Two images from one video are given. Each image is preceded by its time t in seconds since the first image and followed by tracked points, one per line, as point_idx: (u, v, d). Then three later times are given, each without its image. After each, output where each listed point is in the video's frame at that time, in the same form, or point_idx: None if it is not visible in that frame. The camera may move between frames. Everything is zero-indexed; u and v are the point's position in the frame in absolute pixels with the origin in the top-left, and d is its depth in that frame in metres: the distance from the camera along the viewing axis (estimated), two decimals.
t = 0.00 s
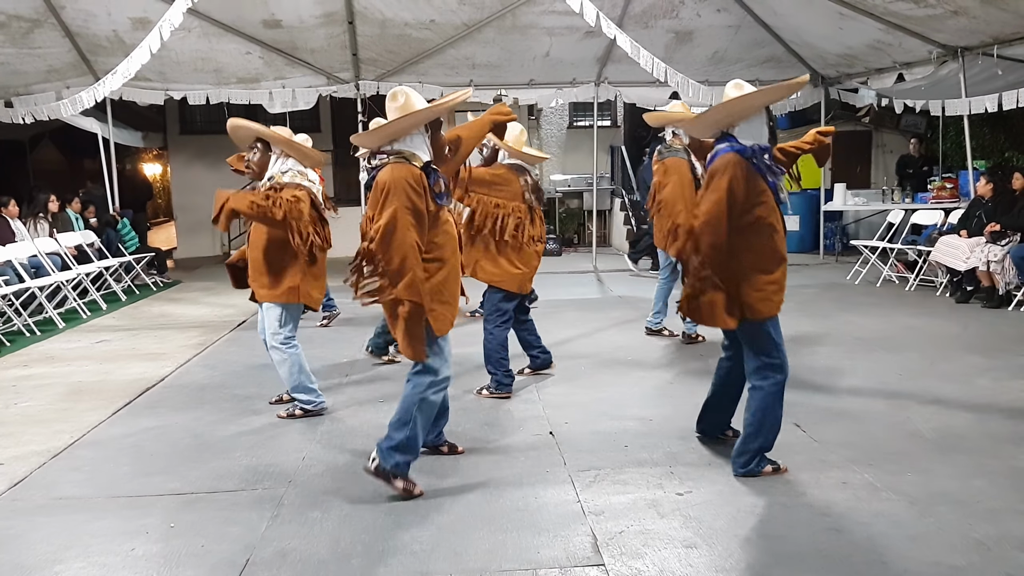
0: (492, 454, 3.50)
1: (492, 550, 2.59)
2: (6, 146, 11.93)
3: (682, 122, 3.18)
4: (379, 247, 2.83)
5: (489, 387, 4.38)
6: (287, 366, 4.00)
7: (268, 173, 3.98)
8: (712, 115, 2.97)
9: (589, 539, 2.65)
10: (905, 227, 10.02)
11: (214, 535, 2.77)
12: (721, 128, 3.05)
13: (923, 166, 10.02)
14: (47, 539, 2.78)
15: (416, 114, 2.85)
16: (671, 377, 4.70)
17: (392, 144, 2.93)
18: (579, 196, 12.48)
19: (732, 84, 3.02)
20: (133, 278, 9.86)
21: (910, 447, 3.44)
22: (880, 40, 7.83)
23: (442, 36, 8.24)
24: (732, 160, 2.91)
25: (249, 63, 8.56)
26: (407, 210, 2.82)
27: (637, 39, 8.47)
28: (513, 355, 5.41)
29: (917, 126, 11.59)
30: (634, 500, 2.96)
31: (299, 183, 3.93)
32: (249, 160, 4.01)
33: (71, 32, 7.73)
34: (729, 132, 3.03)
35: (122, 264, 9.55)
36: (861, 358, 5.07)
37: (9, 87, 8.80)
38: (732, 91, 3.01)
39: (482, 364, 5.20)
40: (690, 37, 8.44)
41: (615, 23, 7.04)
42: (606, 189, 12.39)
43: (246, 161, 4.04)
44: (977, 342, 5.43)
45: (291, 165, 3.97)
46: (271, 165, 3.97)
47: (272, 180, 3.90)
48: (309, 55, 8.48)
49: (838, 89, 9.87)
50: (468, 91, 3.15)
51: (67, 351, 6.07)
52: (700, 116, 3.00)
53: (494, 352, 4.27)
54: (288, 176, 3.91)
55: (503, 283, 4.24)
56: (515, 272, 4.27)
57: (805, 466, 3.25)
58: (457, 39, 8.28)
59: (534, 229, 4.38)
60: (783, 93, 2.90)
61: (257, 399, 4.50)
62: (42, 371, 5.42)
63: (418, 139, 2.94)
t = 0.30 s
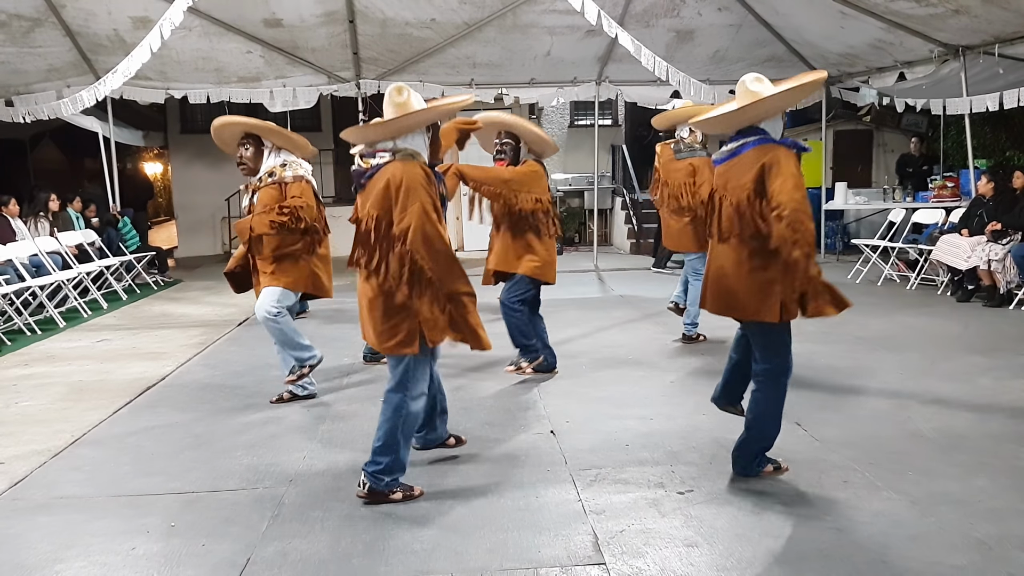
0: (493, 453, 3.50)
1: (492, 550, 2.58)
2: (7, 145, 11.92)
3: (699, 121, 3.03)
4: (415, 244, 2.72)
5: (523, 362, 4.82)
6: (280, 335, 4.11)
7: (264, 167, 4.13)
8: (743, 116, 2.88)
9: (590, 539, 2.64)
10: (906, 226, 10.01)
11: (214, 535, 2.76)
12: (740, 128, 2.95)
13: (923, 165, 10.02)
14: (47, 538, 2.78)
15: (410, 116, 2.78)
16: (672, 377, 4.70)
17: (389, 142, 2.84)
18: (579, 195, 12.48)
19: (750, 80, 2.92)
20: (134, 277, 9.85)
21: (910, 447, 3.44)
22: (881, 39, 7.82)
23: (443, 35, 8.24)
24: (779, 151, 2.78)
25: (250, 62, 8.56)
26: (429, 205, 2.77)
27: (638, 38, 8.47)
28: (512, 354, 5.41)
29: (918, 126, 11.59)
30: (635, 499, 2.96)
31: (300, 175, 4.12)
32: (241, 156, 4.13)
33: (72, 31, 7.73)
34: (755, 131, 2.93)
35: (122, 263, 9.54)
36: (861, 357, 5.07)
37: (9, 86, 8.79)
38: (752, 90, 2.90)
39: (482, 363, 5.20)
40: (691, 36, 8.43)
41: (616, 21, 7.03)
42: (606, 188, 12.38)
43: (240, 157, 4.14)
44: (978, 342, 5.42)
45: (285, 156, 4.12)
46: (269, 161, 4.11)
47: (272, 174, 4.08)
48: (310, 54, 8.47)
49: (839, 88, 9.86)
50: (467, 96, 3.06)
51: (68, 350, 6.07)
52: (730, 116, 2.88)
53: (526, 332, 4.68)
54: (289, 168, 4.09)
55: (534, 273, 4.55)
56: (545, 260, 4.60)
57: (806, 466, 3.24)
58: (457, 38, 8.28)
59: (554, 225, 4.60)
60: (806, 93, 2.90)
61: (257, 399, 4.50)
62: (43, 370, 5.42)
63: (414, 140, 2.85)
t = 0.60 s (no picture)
0: (492, 453, 3.49)
1: (492, 551, 2.57)
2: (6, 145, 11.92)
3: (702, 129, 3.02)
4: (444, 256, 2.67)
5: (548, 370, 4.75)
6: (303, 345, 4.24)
7: (268, 179, 4.12)
8: (747, 127, 2.87)
9: (590, 539, 2.64)
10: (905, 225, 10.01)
11: (214, 534, 2.77)
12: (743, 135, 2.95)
13: (921, 165, 10.00)
14: (47, 539, 2.77)
15: (406, 127, 2.69)
16: (672, 376, 4.70)
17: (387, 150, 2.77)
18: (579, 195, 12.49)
19: (749, 85, 2.88)
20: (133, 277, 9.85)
21: (910, 446, 3.44)
22: (881, 39, 7.82)
23: (443, 35, 8.24)
24: (794, 161, 2.77)
25: (250, 62, 8.55)
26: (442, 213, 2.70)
27: (638, 38, 8.48)
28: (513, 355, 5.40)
29: (917, 125, 11.59)
30: (634, 499, 2.96)
31: (303, 189, 4.07)
32: (245, 166, 4.12)
33: (71, 31, 7.73)
34: (758, 138, 2.92)
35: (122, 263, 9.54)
36: (861, 356, 5.07)
37: (9, 86, 8.79)
38: (754, 96, 2.87)
39: (482, 363, 5.19)
40: (691, 36, 8.43)
41: (615, 21, 7.04)
42: (606, 187, 12.39)
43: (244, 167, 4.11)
44: (977, 341, 5.42)
45: (289, 171, 4.12)
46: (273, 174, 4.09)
47: (275, 186, 4.05)
48: (309, 54, 8.47)
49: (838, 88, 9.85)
50: (463, 104, 2.94)
51: (67, 350, 6.07)
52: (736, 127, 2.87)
53: (555, 340, 4.67)
54: (292, 181, 4.06)
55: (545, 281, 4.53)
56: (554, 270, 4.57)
57: (806, 465, 3.24)
58: (457, 37, 8.28)
59: (565, 227, 4.59)
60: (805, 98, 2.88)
61: (257, 399, 4.50)
62: (42, 370, 5.42)
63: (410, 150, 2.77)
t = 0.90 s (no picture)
0: (492, 452, 3.49)
1: (493, 550, 2.58)
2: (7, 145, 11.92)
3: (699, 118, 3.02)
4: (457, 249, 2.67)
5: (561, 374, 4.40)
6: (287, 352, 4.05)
7: (269, 171, 4.08)
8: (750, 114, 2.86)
9: (591, 538, 2.64)
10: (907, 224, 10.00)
11: (215, 533, 2.77)
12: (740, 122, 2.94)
13: (921, 164, 10.01)
14: (48, 538, 2.78)
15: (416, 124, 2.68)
16: (673, 375, 4.70)
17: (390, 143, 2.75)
18: (579, 194, 12.49)
19: (747, 75, 2.89)
20: (134, 277, 9.86)
21: (910, 445, 3.43)
22: (881, 38, 7.82)
23: (444, 34, 8.24)
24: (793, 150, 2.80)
25: (251, 61, 8.55)
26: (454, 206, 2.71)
27: (638, 37, 8.47)
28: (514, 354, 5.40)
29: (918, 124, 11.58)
30: (635, 498, 2.96)
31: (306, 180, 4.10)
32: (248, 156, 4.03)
33: (72, 30, 7.73)
34: (757, 125, 2.93)
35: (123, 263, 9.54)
36: (862, 356, 5.06)
37: (10, 86, 8.80)
38: (754, 86, 2.88)
39: (482, 363, 5.18)
40: (691, 35, 8.43)
41: (616, 20, 7.03)
42: (607, 187, 12.37)
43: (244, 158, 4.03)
44: (979, 340, 5.40)
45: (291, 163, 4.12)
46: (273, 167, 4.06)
47: (279, 176, 4.03)
48: (309, 53, 8.46)
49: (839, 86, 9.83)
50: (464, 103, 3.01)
51: (68, 349, 6.07)
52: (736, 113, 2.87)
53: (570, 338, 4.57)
54: (296, 172, 4.07)
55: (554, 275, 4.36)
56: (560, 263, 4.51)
57: (806, 464, 3.24)
58: (457, 37, 8.27)
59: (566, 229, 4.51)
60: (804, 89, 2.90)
61: (258, 398, 4.50)
62: (43, 370, 5.41)
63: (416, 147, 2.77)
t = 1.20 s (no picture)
0: (493, 450, 3.49)
1: (494, 547, 2.58)
2: (8, 143, 11.92)
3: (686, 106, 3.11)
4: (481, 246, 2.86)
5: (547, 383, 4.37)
6: (292, 357, 3.94)
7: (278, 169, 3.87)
8: (731, 105, 3.00)
9: (592, 536, 2.64)
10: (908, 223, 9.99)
11: (216, 531, 2.77)
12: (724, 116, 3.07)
13: (922, 162, 10.00)
14: (49, 535, 2.78)
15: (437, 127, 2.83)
16: (673, 373, 4.69)
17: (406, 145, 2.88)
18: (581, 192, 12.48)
19: (730, 78, 3.07)
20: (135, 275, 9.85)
21: (912, 444, 3.43)
22: (883, 35, 7.80)
23: (445, 32, 8.23)
24: (783, 148, 2.96)
25: (252, 59, 8.55)
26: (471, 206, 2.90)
27: (640, 35, 8.46)
28: (515, 352, 5.40)
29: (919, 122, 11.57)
30: (635, 496, 2.96)
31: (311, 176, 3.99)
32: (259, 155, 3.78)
33: (73, 28, 7.73)
34: (740, 123, 3.07)
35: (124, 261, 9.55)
36: (863, 354, 5.06)
37: (11, 84, 8.80)
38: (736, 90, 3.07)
39: (483, 360, 5.19)
40: (693, 32, 8.42)
41: (618, 18, 7.03)
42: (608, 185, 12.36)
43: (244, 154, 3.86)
44: (980, 339, 5.40)
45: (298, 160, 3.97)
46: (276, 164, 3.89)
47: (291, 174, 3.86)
48: (310, 51, 8.46)
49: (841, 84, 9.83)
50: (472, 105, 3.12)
51: (69, 347, 6.08)
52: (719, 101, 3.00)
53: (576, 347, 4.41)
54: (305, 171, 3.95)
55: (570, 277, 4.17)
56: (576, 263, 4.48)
57: (807, 462, 3.23)
58: (458, 34, 8.27)
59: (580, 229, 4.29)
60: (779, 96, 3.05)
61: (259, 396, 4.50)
62: (44, 367, 5.42)
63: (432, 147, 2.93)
